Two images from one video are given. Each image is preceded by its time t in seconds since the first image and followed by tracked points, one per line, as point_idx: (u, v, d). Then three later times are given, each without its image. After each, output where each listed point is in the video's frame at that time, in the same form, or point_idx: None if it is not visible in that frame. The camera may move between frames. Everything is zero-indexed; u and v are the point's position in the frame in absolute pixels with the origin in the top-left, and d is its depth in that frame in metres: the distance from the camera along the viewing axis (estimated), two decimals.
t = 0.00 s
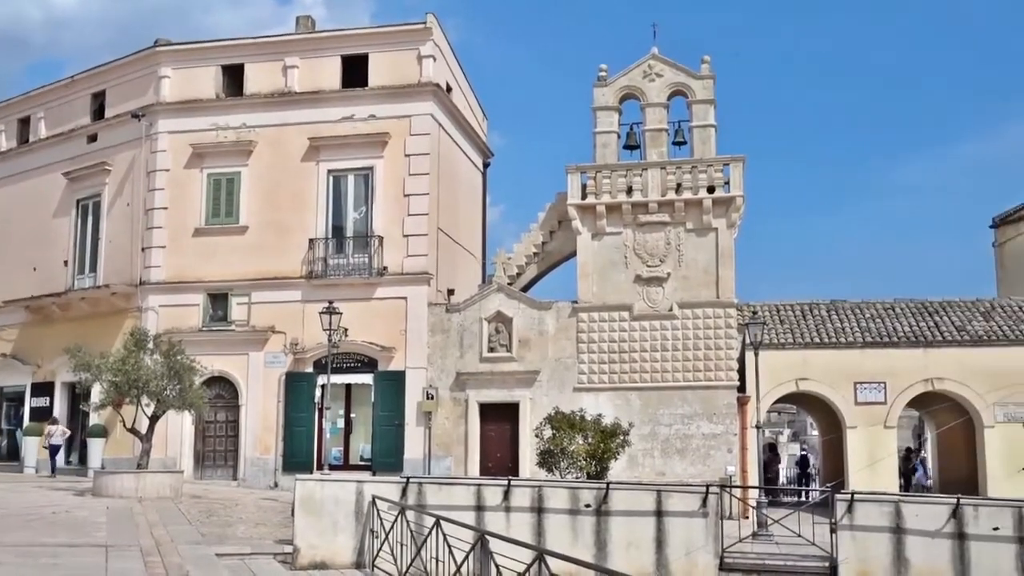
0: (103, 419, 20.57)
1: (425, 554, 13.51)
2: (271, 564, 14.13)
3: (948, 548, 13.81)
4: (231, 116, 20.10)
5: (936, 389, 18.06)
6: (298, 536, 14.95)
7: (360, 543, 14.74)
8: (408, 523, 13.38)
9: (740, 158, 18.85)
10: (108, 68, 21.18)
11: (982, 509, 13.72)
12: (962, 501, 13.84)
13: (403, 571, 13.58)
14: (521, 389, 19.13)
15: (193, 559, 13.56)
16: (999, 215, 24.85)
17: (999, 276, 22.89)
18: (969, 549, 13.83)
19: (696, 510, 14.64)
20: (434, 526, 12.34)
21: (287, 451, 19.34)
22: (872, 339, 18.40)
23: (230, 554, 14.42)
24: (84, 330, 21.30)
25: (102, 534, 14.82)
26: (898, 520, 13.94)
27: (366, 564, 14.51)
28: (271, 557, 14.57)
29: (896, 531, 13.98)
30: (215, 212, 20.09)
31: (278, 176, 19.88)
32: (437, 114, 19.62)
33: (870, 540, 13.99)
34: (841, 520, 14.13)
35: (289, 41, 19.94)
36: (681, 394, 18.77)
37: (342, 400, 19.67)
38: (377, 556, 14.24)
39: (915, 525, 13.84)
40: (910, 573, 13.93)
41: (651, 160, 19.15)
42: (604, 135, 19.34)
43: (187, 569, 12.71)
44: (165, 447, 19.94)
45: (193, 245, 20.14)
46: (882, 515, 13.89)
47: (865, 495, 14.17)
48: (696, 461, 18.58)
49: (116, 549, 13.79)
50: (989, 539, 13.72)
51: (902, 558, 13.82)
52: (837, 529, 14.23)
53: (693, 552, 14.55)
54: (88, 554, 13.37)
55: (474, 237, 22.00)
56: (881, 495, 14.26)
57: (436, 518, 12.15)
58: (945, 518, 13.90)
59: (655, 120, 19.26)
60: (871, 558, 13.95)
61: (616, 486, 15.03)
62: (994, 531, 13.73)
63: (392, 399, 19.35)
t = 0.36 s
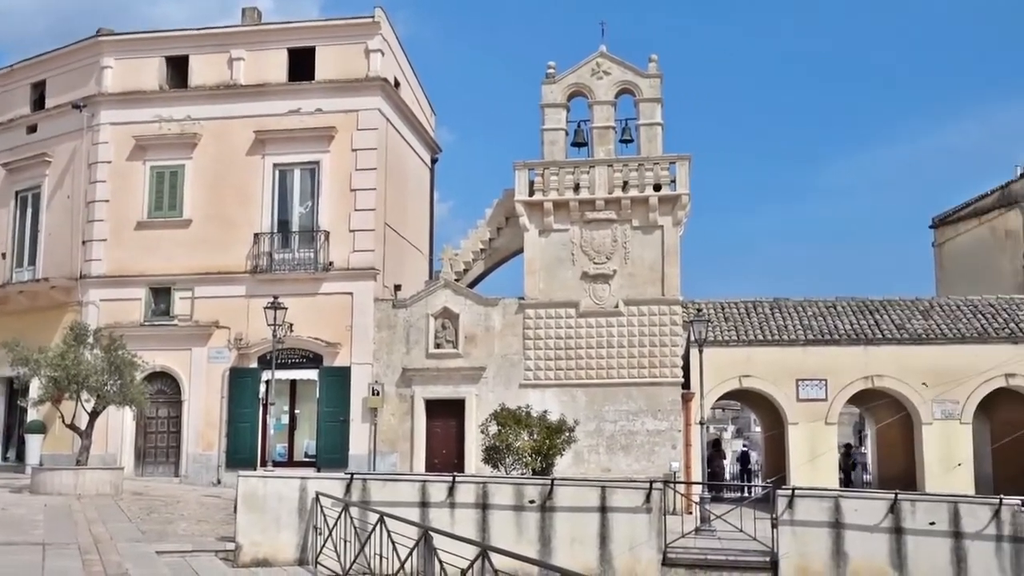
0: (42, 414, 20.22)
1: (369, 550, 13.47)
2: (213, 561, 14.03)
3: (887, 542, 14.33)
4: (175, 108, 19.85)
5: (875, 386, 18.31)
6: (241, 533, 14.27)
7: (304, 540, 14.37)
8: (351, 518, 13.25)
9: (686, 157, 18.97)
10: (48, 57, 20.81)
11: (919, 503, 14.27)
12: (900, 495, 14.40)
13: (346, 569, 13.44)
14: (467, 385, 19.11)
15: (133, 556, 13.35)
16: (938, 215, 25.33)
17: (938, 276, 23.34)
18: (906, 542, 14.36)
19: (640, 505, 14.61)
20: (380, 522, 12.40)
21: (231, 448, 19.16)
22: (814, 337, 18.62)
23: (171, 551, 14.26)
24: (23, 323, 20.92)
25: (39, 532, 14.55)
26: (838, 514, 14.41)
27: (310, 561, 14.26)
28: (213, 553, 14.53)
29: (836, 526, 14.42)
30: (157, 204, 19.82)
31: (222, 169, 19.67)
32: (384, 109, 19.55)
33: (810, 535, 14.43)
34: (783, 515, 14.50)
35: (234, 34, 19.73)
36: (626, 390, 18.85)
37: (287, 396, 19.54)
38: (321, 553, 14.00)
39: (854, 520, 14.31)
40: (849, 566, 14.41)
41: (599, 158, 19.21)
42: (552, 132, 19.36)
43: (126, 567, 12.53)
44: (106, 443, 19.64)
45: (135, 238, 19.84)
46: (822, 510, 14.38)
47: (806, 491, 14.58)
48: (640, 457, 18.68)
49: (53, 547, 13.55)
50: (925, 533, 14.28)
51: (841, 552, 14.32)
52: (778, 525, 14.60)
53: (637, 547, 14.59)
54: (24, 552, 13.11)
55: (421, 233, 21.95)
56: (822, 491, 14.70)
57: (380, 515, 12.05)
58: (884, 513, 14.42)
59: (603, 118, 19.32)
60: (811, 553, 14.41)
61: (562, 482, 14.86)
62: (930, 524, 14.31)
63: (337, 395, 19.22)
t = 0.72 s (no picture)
0: None
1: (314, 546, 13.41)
2: (155, 559, 13.94)
3: (828, 536, 15.47)
4: (119, 99, 19.57)
5: (819, 382, 18.51)
6: (185, 530, 14.68)
7: (248, 535, 14.61)
8: (296, 515, 13.27)
9: (635, 154, 19.03)
10: None
11: (860, 499, 15.45)
12: (841, 492, 15.55)
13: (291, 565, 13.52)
14: (415, 381, 19.04)
15: (72, 554, 13.15)
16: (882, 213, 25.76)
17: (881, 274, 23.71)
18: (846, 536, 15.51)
19: (586, 501, 15.66)
20: (325, 519, 12.36)
21: (175, 443, 18.93)
22: (759, 333, 18.79)
23: (112, 548, 14.09)
24: None
25: None
26: (780, 510, 15.52)
27: (254, 558, 14.43)
28: (155, 550, 14.47)
29: (778, 521, 15.52)
30: (101, 197, 19.57)
31: (167, 161, 19.47)
32: (332, 102, 19.47)
33: (752, 530, 15.44)
34: (727, 510, 15.55)
35: (180, 24, 19.51)
36: (574, 386, 18.90)
37: (232, 391, 19.36)
38: (265, 548, 14.20)
39: (796, 515, 15.45)
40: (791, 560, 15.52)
41: (548, 154, 19.22)
42: (501, 128, 19.36)
43: (66, 565, 12.35)
44: (46, 438, 19.29)
45: (78, 230, 19.55)
46: (763, 505, 15.46)
47: (749, 487, 15.64)
48: (587, 453, 18.74)
49: None
50: (865, 527, 15.43)
51: (784, 546, 15.42)
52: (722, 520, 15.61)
53: (582, 542, 15.62)
54: None
55: (370, 227, 21.87)
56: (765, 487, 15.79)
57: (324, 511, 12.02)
58: (826, 509, 15.53)
59: (553, 114, 19.35)
60: (755, 547, 15.44)
61: (508, 478, 15.85)
62: (870, 520, 15.45)
63: (283, 390, 19.07)
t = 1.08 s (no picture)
0: None
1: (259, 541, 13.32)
2: (97, 556, 13.77)
3: (771, 530, 15.82)
4: (62, 89, 19.30)
5: (763, 378, 18.68)
6: (127, 526, 14.40)
7: (192, 532, 14.46)
8: (241, 512, 13.20)
9: (584, 150, 19.15)
10: None
11: (802, 495, 15.84)
12: (785, 487, 15.91)
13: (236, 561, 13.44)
14: (362, 375, 18.97)
15: (10, 550, 12.94)
16: (825, 213, 26.12)
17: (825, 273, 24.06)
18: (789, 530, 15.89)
19: (531, 496, 15.68)
20: (269, 514, 12.30)
21: (118, 438, 18.71)
22: (705, 330, 18.94)
23: (52, 545, 13.89)
24: None
25: None
26: (725, 504, 15.79)
27: (199, 554, 14.32)
28: (97, 547, 14.24)
29: (723, 515, 15.80)
30: (42, 187, 19.28)
31: (112, 153, 19.28)
32: (280, 94, 19.42)
33: (698, 525, 15.77)
34: (672, 505, 15.82)
35: (125, 14, 19.30)
36: (521, 381, 18.91)
37: (176, 386, 19.18)
38: (210, 545, 14.09)
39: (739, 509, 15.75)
40: (734, 552, 15.82)
41: (497, 149, 19.27)
42: (450, 123, 19.38)
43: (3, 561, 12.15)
44: None
45: (19, 222, 19.25)
46: (710, 500, 15.75)
47: (695, 483, 15.93)
48: (535, 448, 18.75)
49: None
50: (806, 520, 15.82)
51: (727, 539, 15.72)
52: (668, 513, 15.89)
53: (529, 537, 15.65)
54: None
55: (318, 222, 21.77)
56: (710, 482, 16.06)
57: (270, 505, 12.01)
58: (769, 504, 15.90)
59: (502, 110, 19.43)
60: (698, 541, 15.72)
61: (455, 472, 15.89)
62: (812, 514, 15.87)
63: (229, 384, 18.92)
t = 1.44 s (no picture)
0: None
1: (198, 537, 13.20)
2: (32, 552, 13.57)
3: (713, 523, 15.98)
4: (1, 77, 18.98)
5: (707, 373, 18.82)
6: (65, 522, 14.18)
7: (131, 528, 14.25)
8: (182, 507, 13.05)
9: (530, 145, 19.20)
10: None
11: (743, 489, 16.03)
12: (727, 481, 16.09)
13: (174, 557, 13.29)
14: (306, 370, 18.87)
15: None
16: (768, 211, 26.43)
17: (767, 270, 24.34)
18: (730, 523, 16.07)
19: (476, 491, 15.71)
20: (209, 510, 12.17)
21: (56, 432, 18.41)
22: (649, 325, 19.05)
23: None
24: None
25: None
26: (668, 498, 15.93)
27: (137, 550, 14.12)
28: (32, 544, 14.04)
29: (666, 509, 15.93)
30: None
31: (52, 142, 18.97)
32: (224, 85, 19.26)
33: (640, 519, 15.88)
34: (616, 499, 15.91)
35: (66, 2, 19.03)
36: (467, 375, 18.88)
37: (117, 380, 18.91)
38: (148, 540, 13.90)
39: (682, 502, 15.90)
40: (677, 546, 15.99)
41: (443, 144, 19.24)
42: (397, 117, 19.33)
43: None
44: None
45: None
46: (653, 495, 15.83)
47: (640, 476, 15.99)
48: (480, 442, 18.73)
49: None
50: (747, 513, 16.02)
51: (670, 533, 15.85)
52: (612, 507, 15.99)
53: (472, 531, 15.68)
54: None
55: (263, 215, 21.59)
56: (653, 476, 16.15)
57: (210, 500, 11.83)
58: (711, 497, 16.04)
59: (449, 104, 19.41)
60: (642, 535, 15.83)
61: (399, 467, 15.83)
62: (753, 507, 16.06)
63: (171, 378, 18.69)
